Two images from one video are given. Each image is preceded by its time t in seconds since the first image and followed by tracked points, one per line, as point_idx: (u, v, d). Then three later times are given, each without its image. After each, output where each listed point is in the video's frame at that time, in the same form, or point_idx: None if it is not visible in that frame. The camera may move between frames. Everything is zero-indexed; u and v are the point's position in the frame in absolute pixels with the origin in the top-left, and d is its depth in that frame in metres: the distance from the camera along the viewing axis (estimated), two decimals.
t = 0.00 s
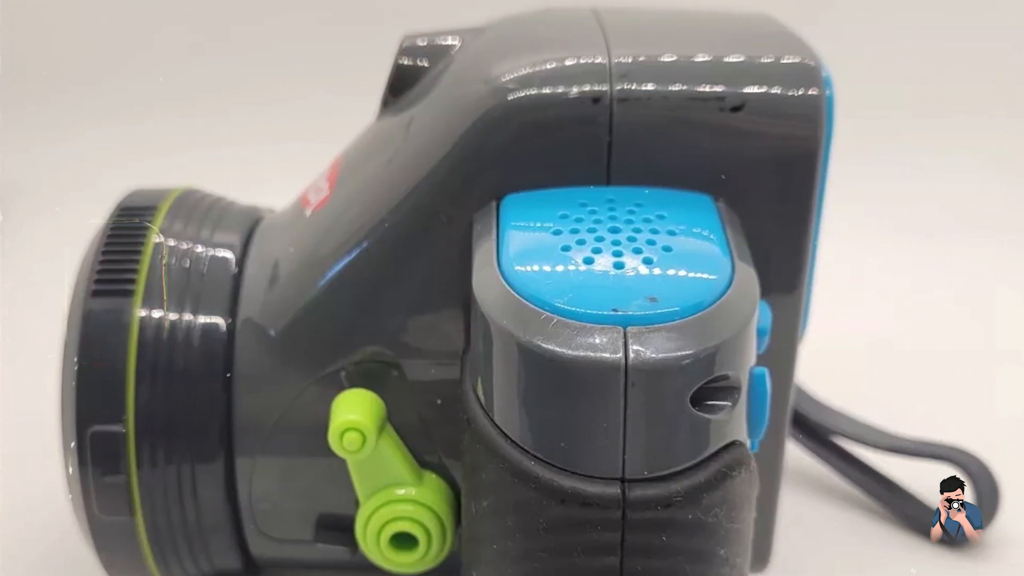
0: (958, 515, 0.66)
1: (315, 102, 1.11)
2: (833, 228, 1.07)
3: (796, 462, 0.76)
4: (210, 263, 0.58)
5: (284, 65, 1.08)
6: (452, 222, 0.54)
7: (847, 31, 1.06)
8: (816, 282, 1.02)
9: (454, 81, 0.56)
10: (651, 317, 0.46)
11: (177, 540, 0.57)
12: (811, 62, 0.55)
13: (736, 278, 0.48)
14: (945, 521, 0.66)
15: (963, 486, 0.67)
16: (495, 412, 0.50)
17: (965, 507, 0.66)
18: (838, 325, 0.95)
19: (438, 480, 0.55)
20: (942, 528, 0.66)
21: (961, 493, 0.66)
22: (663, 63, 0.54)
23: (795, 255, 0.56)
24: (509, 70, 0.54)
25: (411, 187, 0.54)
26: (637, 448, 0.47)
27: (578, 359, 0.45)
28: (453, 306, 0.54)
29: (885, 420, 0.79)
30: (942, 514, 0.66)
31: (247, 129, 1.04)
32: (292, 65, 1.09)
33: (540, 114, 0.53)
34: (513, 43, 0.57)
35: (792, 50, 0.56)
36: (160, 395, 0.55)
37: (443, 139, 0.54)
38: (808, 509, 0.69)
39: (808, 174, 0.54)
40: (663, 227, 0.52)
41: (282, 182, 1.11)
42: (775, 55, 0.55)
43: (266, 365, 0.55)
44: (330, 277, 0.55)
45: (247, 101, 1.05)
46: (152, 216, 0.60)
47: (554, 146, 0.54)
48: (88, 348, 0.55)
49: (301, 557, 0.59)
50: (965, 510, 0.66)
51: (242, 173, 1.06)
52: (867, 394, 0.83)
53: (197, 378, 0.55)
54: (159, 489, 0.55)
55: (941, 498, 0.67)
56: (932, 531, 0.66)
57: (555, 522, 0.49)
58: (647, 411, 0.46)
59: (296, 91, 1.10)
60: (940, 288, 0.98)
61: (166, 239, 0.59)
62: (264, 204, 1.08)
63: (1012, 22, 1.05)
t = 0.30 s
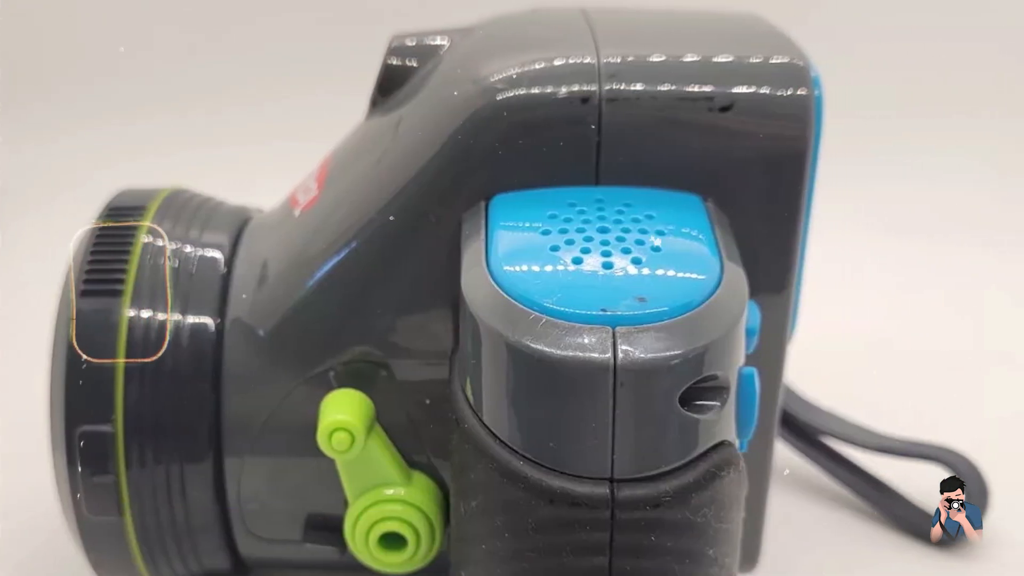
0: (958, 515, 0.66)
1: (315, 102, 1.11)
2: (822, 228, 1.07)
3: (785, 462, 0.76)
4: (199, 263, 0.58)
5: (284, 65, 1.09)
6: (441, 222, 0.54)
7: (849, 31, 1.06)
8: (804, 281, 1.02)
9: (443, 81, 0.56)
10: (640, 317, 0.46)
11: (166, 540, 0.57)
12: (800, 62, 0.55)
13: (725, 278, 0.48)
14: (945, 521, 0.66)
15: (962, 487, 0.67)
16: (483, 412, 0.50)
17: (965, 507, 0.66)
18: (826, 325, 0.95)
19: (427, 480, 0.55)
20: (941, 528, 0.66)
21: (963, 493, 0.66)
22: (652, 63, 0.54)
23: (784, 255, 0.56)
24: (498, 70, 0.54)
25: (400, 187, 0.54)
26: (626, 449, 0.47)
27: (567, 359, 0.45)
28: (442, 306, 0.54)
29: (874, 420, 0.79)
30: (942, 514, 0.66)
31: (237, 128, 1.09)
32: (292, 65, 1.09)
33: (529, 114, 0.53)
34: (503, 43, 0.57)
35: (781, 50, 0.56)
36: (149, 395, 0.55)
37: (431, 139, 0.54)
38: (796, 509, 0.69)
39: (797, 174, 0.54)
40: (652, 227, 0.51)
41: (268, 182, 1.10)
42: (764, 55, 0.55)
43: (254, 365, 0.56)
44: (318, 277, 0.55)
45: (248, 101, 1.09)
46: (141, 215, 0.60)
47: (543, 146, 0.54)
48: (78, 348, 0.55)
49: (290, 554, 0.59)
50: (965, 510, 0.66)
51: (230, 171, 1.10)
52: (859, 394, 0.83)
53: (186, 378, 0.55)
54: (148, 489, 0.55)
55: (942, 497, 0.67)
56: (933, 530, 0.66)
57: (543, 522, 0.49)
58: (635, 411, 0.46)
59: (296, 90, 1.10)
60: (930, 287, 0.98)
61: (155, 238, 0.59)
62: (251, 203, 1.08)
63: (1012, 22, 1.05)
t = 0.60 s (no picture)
0: (958, 515, 0.67)
1: (315, 102, 1.08)
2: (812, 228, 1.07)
3: (773, 462, 0.76)
4: (188, 263, 0.58)
5: (284, 66, 1.06)
6: (429, 222, 0.54)
7: (846, 31, 1.05)
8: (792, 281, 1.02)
9: (432, 81, 0.56)
10: (629, 317, 0.46)
11: (154, 540, 0.57)
12: (789, 62, 0.55)
13: (714, 278, 0.48)
14: (945, 521, 0.66)
15: (961, 486, 0.67)
16: (472, 412, 0.49)
17: (965, 507, 0.67)
18: (814, 325, 0.95)
19: (416, 480, 0.55)
20: (942, 529, 0.66)
21: (962, 493, 0.67)
22: (641, 63, 0.54)
23: (773, 255, 0.56)
24: (487, 70, 0.54)
25: (388, 187, 0.54)
26: (615, 449, 0.47)
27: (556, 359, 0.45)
28: (431, 306, 0.54)
29: (863, 420, 0.79)
30: (942, 514, 0.67)
31: (226, 127, 1.08)
32: (292, 65, 1.06)
33: (517, 115, 0.53)
34: (492, 43, 0.57)
35: (770, 51, 0.56)
36: (137, 395, 0.55)
37: (420, 139, 0.54)
38: (785, 508, 0.70)
39: (786, 174, 0.54)
40: (641, 227, 0.51)
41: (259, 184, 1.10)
42: (753, 55, 0.55)
43: (243, 365, 0.56)
44: (307, 277, 0.55)
45: (247, 102, 1.06)
46: (130, 215, 0.60)
47: (531, 146, 0.54)
48: (67, 348, 0.55)
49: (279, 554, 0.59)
50: (965, 510, 0.67)
51: (224, 171, 1.11)
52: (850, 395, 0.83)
53: (175, 378, 0.55)
54: (137, 489, 0.55)
55: (942, 497, 0.67)
56: (934, 530, 0.66)
57: (532, 522, 0.49)
58: (624, 411, 0.46)
59: (297, 90, 1.07)
60: (920, 287, 0.99)
61: (144, 238, 0.59)
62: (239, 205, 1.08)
63: (1012, 22, 1.03)
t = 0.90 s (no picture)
0: (958, 515, 0.67)
1: (315, 102, 1.05)
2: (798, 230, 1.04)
3: (762, 463, 0.76)
4: (177, 263, 0.58)
5: (284, 66, 1.03)
6: (418, 222, 0.54)
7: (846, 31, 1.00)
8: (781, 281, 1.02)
9: (421, 81, 0.56)
10: (618, 317, 0.46)
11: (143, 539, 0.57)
12: (778, 62, 0.55)
13: (703, 278, 0.48)
14: (945, 521, 0.67)
15: (961, 486, 0.68)
16: (460, 412, 0.49)
17: (965, 507, 0.67)
18: (803, 325, 0.96)
19: (404, 479, 0.56)
20: (942, 528, 0.67)
21: (962, 493, 0.67)
22: (630, 63, 0.54)
23: (762, 256, 0.56)
24: (476, 70, 0.54)
25: (377, 187, 0.54)
26: (603, 449, 0.46)
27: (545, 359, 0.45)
28: (419, 307, 0.54)
29: (851, 421, 0.80)
30: (943, 514, 0.67)
31: (219, 127, 1.06)
32: (292, 65, 1.03)
33: (506, 115, 0.53)
34: (480, 43, 0.57)
35: (758, 51, 0.56)
36: (126, 395, 0.55)
37: (409, 139, 0.54)
38: (774, 509, 0.70)
39: (774, 174, 0.54)
40: (630, 227, 0.51)
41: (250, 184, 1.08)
42: (741, 55, 0.55)
43: (232, 365, 0.56)
44: (296, 277, 0.55)
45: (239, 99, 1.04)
46: (118, 215, 0.60)
47: (520, 146, 0.53)
48: (56, 348, 0.55)
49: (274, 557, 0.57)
50: (965, 510, 0.67)
51: (210, 171, 1.08)
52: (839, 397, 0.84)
53: (164, 377, 0.55)
54: (125, 489, 0.56)
55: (942, 497, 0.67)
56: (934, 530, 0.67)
57: (521, 522, 0.48)
58: (613, 411, 0.46)
59: (297, 90, 1.04)
60: (901, 287, 0.99)
61: (133, 238, 0.59)
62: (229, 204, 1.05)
63: (1012, 22, 1.00)
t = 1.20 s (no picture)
0: (958, 515, 0.68)
1: (312, 102, 1.05)
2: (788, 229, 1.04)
3: (751, 462, 0.76)
4: (166, 263, 0.58)
5: (284, 65, 1.01)
6: (407, 222, 0.54)
7: (841, 30, 0.96)
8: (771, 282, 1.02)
9: (410, 81, 0.56)
10: (606, 317, 0.46)
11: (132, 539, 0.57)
12: (766, 62, 0.55)
13: (691, 278, 0.48)
14: (945, 521, 0.67)
15: (961, 487, 0.68)
16: (449, 411, 0.49)
17: (966, 507, 0.68)
18: (793, 326, 0.96)
19: (393, 480, 0.56)
20: (942, 528, 0.67)
21: (962, 493, 0.67)
22: (618, 63, 0.54)
23: (750, 256, 0.56)
24: (465, 70, 0.54)
25: (366, 187, 0.54)
26: (592, 449, 0.46)
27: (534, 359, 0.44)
28: (408, 307, 0.55)
29: (841, 421, 0.81)
30: (942, 513, 0.67)
31: (209, 128, 1.05)
32: (292, 65, 1.01)
33: (495, 115, 0.53)
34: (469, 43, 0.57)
35: (747, 51, 0.56)
36: (115, 396, 0.55)
37: (397, 139, 0.54)
38: (763, 508, 0.70)
39: (763, 173, 0.54)
40: (619, 227, 0.51)
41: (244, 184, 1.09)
42: (730, 55, 0.55)
43: (221, 365, 0.56)
44: (285, 276, 0.55)
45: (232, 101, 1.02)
46: (107, 216, 0.60)
47: (509, 146, 0.53)
48: (44, 348, 0.55)
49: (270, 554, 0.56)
50: (964, 510, 0.68)
51: (202, 171, 1.08)
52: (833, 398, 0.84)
53: (154, 377, 0.55)
54: (114, 489, 0.56)
55: (942, 496, 0.68)
56: (934, 530, 0.67)
57: (510, 522, 0.48)
58: (602, 411, 0.45)
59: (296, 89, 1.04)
60: (900, 288, 0.99)
61: (121, 238, 0.59)
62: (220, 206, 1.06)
63: (1011, 22, 0.98)
